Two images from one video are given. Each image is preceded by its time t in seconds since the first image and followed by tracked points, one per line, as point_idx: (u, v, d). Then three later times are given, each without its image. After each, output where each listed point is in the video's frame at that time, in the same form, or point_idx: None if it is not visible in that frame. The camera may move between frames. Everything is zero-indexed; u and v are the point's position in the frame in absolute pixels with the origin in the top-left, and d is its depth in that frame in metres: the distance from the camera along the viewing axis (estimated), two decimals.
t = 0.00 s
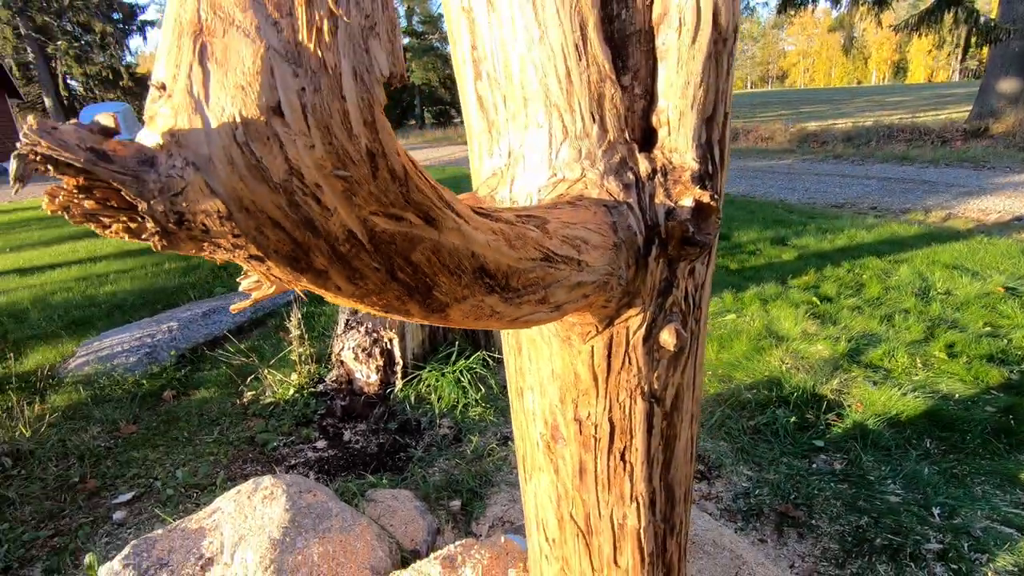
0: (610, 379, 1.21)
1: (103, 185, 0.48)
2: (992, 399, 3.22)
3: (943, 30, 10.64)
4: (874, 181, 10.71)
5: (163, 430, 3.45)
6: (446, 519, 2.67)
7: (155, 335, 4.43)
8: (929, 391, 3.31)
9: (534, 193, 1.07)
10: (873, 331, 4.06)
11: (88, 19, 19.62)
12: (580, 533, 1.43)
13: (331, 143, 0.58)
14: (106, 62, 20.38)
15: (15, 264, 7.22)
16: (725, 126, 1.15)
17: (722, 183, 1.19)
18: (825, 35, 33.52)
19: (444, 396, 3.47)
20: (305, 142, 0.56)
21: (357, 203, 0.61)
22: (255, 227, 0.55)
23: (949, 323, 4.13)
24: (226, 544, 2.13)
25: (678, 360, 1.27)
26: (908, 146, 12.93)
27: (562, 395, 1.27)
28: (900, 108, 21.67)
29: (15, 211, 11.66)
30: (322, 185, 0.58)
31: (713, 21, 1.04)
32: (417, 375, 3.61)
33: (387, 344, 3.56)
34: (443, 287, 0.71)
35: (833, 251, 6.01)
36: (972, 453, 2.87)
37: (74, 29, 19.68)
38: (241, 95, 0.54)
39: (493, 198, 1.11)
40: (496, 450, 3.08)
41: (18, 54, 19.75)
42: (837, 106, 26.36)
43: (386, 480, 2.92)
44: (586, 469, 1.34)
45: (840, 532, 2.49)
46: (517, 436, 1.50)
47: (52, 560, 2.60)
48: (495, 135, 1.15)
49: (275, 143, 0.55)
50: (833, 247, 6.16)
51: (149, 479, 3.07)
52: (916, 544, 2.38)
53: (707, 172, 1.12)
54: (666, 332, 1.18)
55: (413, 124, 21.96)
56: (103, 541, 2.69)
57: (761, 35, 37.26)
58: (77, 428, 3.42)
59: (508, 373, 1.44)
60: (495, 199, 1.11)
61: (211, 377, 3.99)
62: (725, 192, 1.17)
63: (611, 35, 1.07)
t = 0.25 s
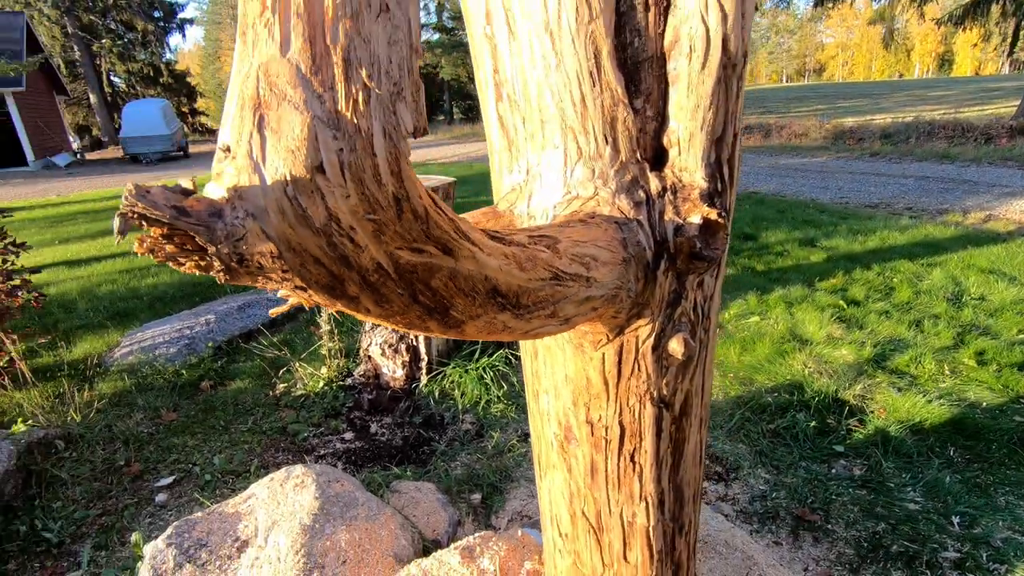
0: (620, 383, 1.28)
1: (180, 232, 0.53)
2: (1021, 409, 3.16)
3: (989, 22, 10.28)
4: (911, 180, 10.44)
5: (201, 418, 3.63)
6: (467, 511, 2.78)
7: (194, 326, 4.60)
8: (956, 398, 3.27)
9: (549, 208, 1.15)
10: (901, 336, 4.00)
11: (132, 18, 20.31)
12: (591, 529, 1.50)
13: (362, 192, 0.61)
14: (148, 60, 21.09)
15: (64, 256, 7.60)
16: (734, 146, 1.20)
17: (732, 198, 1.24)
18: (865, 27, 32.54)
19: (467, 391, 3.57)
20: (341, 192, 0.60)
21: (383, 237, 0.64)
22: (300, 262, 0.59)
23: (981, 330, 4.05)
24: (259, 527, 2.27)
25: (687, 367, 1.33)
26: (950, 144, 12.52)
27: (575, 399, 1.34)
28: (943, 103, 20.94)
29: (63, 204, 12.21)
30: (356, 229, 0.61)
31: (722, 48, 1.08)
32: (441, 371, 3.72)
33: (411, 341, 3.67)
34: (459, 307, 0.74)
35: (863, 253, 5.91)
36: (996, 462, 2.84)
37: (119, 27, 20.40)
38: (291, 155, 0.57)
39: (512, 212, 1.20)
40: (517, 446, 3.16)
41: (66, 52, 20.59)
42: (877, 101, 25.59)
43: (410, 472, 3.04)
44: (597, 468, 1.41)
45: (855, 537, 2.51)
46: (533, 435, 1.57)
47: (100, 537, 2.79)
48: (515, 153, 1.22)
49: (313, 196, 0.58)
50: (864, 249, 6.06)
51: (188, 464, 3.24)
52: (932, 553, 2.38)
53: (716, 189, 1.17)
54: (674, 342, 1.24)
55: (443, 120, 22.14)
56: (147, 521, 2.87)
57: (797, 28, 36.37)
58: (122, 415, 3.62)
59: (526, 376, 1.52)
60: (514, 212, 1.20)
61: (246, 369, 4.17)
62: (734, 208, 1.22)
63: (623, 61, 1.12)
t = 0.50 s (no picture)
0: (616, 393, 1.34)
1: (205, 265, 0.55)
2: None
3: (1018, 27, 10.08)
4: (935, 188, 10.28)
5: (222, 416, 3.75)
6: (475, 512, 2.85)
7: (216, 327, 4.73)
8: (968, 412, 3.25)
9: (549, 226, 1.22)
10: (915, 348, 3.98)
11: (162, 24, 20.88)
12: (589, 532, 1.55)
13: (363, 226, 0.62)
14: (177, 64, 21.65)
15: (94, 256, 7.87)
16: (727, 168, 1.25)
17: (725, 218, 1.29)
18: (892, 31, 32.00)
19: (478, 396, 3.65)
20: (344, 228, 0.61)
21: (381, 262, 0.65)
22: (307, 288, 0.61)
23: (997, 344, 4.01)
24: (275, 523, 2.36)
25: (681, 378, 1.38)
26: (977, 152, 12.28)
27: (573, 407, 1.40)
28: (973, 109, 20.51)
29: (95, 204, 12.61)
30: (358, 259, 0.62)
31: (714, 79, 1.14)
32: (453, 376, 3.81)
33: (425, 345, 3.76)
34: (452, 325, 0.75)
35: (881, 263, 5.86)
36: (1007, 478, 2.82)
37: (150, 33, 20.99)
38: (302, 197, 0.58)
39: (516, 229, 1.29)
40: (526, 450, 3.23)
41: (99, 56, 21.24)
42: (904, 106, 25.12)
43: (421, 474, 3.12)
44: (595, 474, 1.46)
45: (860, 549, 2.53)
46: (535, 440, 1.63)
47: (125, 528, 2.91)
48: (518, 173, 1.29)
49: (317, 231, 0.59)
50: (881, 259, 6.01)
51: (209, 460, 3.37)
52: (936, 567, 2.39)
53: (709, 210, 1.22)
54: (668, 355, 1.29)
55: (463, 124, 22.32)
56: (168, 514, 2.99)
57: (822, 32, 35.91)
58: (147, 411, 3.76)
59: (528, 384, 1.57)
60: (518, 229, 1.29)
61: (265, 370, 4.29)
62: (726, 227, 1.28)
63: (620, 89, 1.17)
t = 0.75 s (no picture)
0: (609, 401, 1.38)
1: (214, 282, 0.59)
2: None
3: None
4: (956, 198, 10.13)
5: (237, 413, 3.86)
6: (479, 514, 2.91)
7: (233, 326, 4.86)
8: (977, 427, 3.23)
9: (546, 239, 1.27)
10: (926, 360, 3.95)
11: (188, 27, 21.34)
12: (584, 535, 1.60)
13: (356, 248, 0.65)
14: (201, 67, 22.10)
15: (119, 254, 8.09)
16: (718, 186, 1.30)
17: (716, 233, 1.34)
18: (917, 37, 31.48)
19: (486, 399, 3.71)
20: (339, 249, 0.64)
21: (373, 279, 0.68)
22: (305, 303, 0.65)
23: (1011, 357, 3.97)
24: (284, 519, 2.44)
25: (673, 388, 1.42)
26: (1001, 161, 12.07)
27: (569, 413, 1.45)
28: (1000, 116, 20.08)
29: (120, 204, 12.94)
30: (352, 278, 0.66)
31: (704, 102, 1.18)
32: (462, 378, 3.88)
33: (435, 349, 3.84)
34: (442, 337, 0.81)
35: (896, 273, 5.80)
36: (1014, 494, 2.81)
37: (175, 36, 21.46)
38: (301, 222, 0.62)
39: (515, 241, 1.35)
40: (531, 454, 3.28)
41: (127, 59, 21.75)
42: (928, 113, 24.70)
43: (428, 475, 3.19)
44: (590, 478, 1.51)
45: (861, 561, 2.54)
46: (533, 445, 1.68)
47: (142, 520, 3.02)
48: (518, 188, 1.34)
49: (314, 253, 0.63)
50: (897, 269, 5.95)
51: (223, 456, 3.47)
52: None
53: (700, 226, 1.27)
54: (660, 366, 1.34)
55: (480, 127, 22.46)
56: (183, 507, 3.09)
57: (845, 37, 35.47)
58: (166, 407, 3.88)
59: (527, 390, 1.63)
60: (517, 241, 1.34)
61: (279, 369, 4.40)
62: (717, 243, 1.32)
63: (614, 110, 1.22)
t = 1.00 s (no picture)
0: (604, 412, 1.43)
1: (224, 304, 0.66)
2: None
3: None
4: (975, 206, 9.97)
5: (251, 415, 3.96)
6: (484, 519, 2.96)
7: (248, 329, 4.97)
8: (987, 441, 3.20)
9: (542, 254, 1.33)
10: (937, 373, 3.93)
11: (210, 34, 21.78)
12: (580, 541, 1.64)
13: (353, 272, 0.71)
14: (222, 72, 22.53)
15: (141, 257, 8.30)
16: (710, 206, 1.34)
17: (709, 250, 1.38)
18: (940, 42, 31.03)
19: (494, 405, 3.77)
20: (337, 274, 0.71)
21: (368, 300, 0.74)
22: (306, 322, 0.71)
23: None
24: (294, 520, 2.52)
25: (667, 399, 1.46)
26: None
27: (565, 422, 1.50)
28: None
29: (142, 207, 13.25)
30: (349, 299, 0.72)
31: (694, 126, 1.23)
32: (470, 384, 3.94)
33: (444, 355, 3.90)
34: (436, 353, 0.87)
35: (910, 283, 5.75)
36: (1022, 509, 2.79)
37: (198, 42, 21.91)
38: (302, 250, 0.69)
39: (515, 256, 1.41)
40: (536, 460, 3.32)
41: (151, 65, 22.26)
42: (951, 119, 24.29)
43: (434, 479, 3.24)
44: (586, 486, 1.55)
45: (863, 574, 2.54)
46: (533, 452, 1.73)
47: (159, 518, 3.12)
48: (517, 206, 1.40)
49: (313, 277, 0.69)
50: (911, 279, 5.89)
51: (237, 457, 3.56)
52: None
53: (692, 244, 1.31)
54: (653, 378, 1.38)
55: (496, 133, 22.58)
56: (198, 506, 3.18)
57: (866, 41, 35.03)
58: (183, 408, 3.99)
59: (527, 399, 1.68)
60: (516, 256, 1.40)
61: (293, 372, 4.49)
62: (710, 259, 1.36)
63: (608, 133, 1.27)
